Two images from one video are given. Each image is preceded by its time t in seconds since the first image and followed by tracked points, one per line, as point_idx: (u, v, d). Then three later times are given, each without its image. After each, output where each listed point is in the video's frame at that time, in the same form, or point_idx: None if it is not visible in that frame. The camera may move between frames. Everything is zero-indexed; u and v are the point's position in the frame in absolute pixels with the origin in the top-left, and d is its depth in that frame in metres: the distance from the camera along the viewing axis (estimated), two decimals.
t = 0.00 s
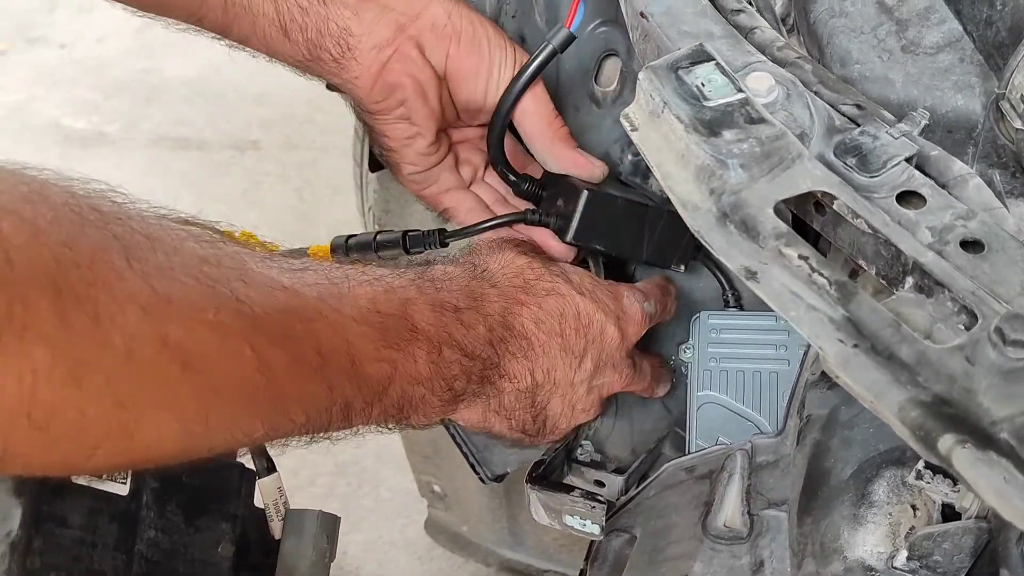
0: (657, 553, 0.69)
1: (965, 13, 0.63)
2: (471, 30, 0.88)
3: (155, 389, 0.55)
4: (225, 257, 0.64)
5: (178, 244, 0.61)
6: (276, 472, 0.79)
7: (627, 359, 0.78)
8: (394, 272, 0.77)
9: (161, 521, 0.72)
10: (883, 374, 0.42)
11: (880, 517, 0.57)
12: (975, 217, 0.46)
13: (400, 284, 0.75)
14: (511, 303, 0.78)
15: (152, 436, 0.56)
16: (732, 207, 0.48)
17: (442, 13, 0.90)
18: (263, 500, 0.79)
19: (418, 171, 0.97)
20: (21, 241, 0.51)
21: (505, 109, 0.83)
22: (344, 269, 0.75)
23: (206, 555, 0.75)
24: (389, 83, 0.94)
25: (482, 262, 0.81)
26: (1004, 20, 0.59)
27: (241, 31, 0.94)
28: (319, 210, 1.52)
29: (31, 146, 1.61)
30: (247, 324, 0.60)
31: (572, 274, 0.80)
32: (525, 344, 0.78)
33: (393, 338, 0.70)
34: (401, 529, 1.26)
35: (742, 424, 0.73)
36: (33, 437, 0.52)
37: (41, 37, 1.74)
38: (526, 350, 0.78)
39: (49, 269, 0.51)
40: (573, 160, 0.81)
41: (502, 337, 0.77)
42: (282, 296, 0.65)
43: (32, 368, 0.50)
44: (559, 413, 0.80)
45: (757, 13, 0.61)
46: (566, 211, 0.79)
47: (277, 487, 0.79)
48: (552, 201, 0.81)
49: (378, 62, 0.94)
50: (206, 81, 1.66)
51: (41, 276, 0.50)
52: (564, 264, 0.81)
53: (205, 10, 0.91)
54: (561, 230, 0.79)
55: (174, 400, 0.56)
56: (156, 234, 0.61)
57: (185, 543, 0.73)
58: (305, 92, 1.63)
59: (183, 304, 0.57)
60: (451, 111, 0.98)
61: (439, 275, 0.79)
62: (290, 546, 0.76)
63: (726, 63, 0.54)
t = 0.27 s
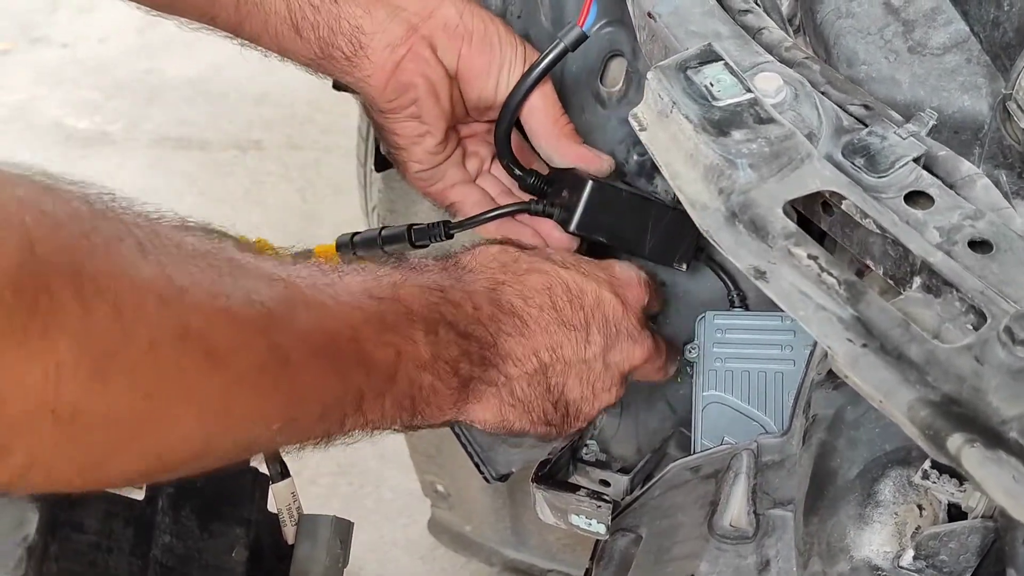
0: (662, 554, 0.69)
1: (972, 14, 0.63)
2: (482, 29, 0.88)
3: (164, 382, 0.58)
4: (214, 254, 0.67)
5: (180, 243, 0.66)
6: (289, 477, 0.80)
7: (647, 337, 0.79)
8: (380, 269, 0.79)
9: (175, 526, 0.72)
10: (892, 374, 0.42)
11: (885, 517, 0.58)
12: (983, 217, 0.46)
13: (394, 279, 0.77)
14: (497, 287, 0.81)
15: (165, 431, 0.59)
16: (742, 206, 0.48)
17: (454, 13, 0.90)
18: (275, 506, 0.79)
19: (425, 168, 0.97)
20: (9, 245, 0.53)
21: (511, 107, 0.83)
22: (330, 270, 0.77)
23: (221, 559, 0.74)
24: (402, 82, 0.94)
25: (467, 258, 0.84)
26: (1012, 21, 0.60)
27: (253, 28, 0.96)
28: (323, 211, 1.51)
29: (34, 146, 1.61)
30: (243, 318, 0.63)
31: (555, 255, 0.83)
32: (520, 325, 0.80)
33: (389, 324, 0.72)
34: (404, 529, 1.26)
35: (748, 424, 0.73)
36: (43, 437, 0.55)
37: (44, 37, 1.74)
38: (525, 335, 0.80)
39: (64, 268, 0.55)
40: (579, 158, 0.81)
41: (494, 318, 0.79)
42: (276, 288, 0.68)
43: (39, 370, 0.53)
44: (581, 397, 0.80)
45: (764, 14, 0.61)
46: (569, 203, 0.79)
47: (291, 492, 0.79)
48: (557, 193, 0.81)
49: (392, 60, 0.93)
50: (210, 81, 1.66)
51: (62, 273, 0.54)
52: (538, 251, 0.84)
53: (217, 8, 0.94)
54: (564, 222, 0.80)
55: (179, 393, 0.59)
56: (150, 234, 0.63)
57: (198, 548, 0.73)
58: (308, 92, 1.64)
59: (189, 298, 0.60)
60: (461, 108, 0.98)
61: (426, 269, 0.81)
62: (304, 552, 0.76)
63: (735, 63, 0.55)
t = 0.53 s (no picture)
0: (669, 553, 0.69)
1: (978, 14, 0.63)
2: (473, 46, 0.88)
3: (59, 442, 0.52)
4: (141, 277, 0.59)
5: (82, 271, 0.56)
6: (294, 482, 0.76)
7: (664, 373, 0.73)
8: (351, 275, 0.72)
9: (181, 530, 0.70)
10: (900, 373, 0.43)
11: (892, 517, 0.57)
12: (990, 217, 0.46)
13: (362, 291, 0.69)
14: (495, 303, 0.73)
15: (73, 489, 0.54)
16: (749, 206, 0.48)
17: (446, 29, 0.90)
18: (281, 510, 0.76)
19: (419, 181, 0.97)
20: None
21: (509, 115, 0.85)
22: (292, 278, 0.69)
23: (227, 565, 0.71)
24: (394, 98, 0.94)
25: (458, 254, 0.76)
26: (1017, 21, 0.59)
27: (245, 48, 0.98)
28: (324, 211, 1.50)
29: (36, 146, 1.61)
30: (152, 360, 0.55)
31: (571, 262, 0.74)
32: (507, 348, 0.73)
33: (344, 346, 0.65)
34: (406, 530, 1.24)
35: (752, 424, 0.73)
36: None
37: (47, 38, 1.74)
38: (512, 362, 0.74)
39: None
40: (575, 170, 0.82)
41: (479, 337, 0.72)
42: (196, 315, 0.59)
43: None
44: (571, 422, 0.76)
45: (770, 14, 0.61)
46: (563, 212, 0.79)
47: (295, 498, 0.76)
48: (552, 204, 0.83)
49: (383, 80, 0.94)
50: (212, 83, 1.67)
51: None
52: (555, 252, 0.75)
53: (210, 27, 0.96)
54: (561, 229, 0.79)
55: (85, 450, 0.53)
56: (73, 258, 0.58)
57: (204, 553, 0.71)
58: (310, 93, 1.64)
59: (83, 344, 0.52)
60: (457, 121, 0.98)
61: (405, 272, 0.74)
62: (309, 557, 0.75)
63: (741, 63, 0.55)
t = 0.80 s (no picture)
0: (675, 552, 0.70)
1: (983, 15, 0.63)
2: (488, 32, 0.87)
3: (29, 436, 0.49)
4: (131, 268, 0.57)
5: (73, 264, 0.55)
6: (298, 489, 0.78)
7: (684, 376, 0.68)
8: (362, 254, 0.69)
9: (186, 537, 0.68)
10: (909, 372, 0.43)
11: (897, 516, 0.58)
12: (998, 216, 0.46)
13: (371, 272, 0.66)
14: (513, 290, 0.69)
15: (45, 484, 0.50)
16: (758, 205, 0.48)
17: (460, 16, 0.89)
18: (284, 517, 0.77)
19: (429, 168, 0.97)
20: None
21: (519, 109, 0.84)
22: (305, 258, 0.67)
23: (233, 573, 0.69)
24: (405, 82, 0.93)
25: (481, 233, 0.72)
26: None
27: (261, 37, 0.96)
28: (327, 211, 1.50)
29: (38, 146, 1.60)
30: (137, 351, 0.52)
31: (599, 253, 0.69)
32: (520, 336, 0.69)
33: (347, 333, 0.62)
34: (408, 529, 1.24)
35: (757, 424, 0.73)
36: None
37: (49, 38, 1.74)
38: (526, 351, 0.70)
39: None
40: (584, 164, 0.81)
41: (491, 327, 0.69)
42: (188, 307, 0.56)
43: None
44: (582, 414, 0.73)
45: (777, 14, 0.61)
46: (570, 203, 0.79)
47: (299, 504, 0.77)
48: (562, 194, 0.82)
49: (395, 64, 0.93)
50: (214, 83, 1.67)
51: None
52: (588, 236, 0.70)
53: (226, 17, 0.94)
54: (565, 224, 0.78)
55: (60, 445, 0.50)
56: (60, 250, 0.55)
57: (209, 561, 0.68)
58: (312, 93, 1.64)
59: (62, 337, 0.50)
60: (469, 110, 0.97)
61: (419, 253, 0.70)
62: (313, 564, 0.74)
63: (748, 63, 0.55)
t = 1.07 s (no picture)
0: (676, 552, 0.70)
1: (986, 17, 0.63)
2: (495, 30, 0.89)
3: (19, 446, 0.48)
4: (125, 282, 0.57)
5: (71, 273, 0.55)
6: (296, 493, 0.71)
7: (684, 406, 0.67)
8: (358, 276, 0.68)
9: (185, 545, 0.64)
10: (913, 374, 0.43)
11: (900, 517, 0.59)
12: (1001, 218, 0.46)
13: (368, 296, 0.65)
14: (514, 315, 0.68)
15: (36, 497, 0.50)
16: (762, 206, 0.48)
17: (466, 13, 0.91)
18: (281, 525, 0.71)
19: (432, 166, 0.97)
20: None
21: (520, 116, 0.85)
22: (297, 278, 0.66)
23: None
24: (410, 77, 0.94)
25: (482, 258, 0.70)
26: None
27: (268, 34, 0.96)
28: (329, 211, 1.51)
29: (40, 146, 1.61)
30: (129, 365, 0.52)
31: (601, 279, 0.68)
32: (522, 365, 0.68)
33: (343, 359, 0.61)
34: (409, 530, 1.23)
35: (761, 425, 0.73)
36: None
37: (51, 39, 1.75)
38: (524, 379, 0.68)
39: None
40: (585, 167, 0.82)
41: (491, 353, 0.67)
42: (183, 321, 0.56)
43: None
44: (581, 441, 0.71)
45: (780, 16, 0.61)
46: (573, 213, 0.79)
47: (298, 509, 0.71)
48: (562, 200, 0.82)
49: (401, 60, 0.94)
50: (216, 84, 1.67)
51: None
52: (590, 260, 0.69)
53: (233, 16, 0.94)
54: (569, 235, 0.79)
55: (51, 457, 0.49)
56: (55, 260, 0.55)
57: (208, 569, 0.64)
58: (314, 94, 1.64)
59: (53, 347, 0.50)
60: (472, 112, 0.99)
61: (419, 275, 0.68)
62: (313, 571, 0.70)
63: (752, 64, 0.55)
